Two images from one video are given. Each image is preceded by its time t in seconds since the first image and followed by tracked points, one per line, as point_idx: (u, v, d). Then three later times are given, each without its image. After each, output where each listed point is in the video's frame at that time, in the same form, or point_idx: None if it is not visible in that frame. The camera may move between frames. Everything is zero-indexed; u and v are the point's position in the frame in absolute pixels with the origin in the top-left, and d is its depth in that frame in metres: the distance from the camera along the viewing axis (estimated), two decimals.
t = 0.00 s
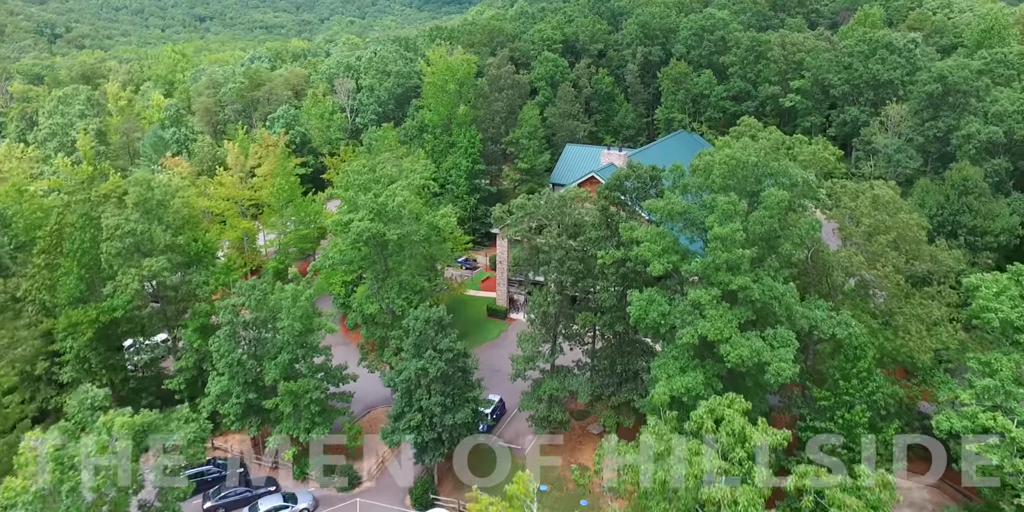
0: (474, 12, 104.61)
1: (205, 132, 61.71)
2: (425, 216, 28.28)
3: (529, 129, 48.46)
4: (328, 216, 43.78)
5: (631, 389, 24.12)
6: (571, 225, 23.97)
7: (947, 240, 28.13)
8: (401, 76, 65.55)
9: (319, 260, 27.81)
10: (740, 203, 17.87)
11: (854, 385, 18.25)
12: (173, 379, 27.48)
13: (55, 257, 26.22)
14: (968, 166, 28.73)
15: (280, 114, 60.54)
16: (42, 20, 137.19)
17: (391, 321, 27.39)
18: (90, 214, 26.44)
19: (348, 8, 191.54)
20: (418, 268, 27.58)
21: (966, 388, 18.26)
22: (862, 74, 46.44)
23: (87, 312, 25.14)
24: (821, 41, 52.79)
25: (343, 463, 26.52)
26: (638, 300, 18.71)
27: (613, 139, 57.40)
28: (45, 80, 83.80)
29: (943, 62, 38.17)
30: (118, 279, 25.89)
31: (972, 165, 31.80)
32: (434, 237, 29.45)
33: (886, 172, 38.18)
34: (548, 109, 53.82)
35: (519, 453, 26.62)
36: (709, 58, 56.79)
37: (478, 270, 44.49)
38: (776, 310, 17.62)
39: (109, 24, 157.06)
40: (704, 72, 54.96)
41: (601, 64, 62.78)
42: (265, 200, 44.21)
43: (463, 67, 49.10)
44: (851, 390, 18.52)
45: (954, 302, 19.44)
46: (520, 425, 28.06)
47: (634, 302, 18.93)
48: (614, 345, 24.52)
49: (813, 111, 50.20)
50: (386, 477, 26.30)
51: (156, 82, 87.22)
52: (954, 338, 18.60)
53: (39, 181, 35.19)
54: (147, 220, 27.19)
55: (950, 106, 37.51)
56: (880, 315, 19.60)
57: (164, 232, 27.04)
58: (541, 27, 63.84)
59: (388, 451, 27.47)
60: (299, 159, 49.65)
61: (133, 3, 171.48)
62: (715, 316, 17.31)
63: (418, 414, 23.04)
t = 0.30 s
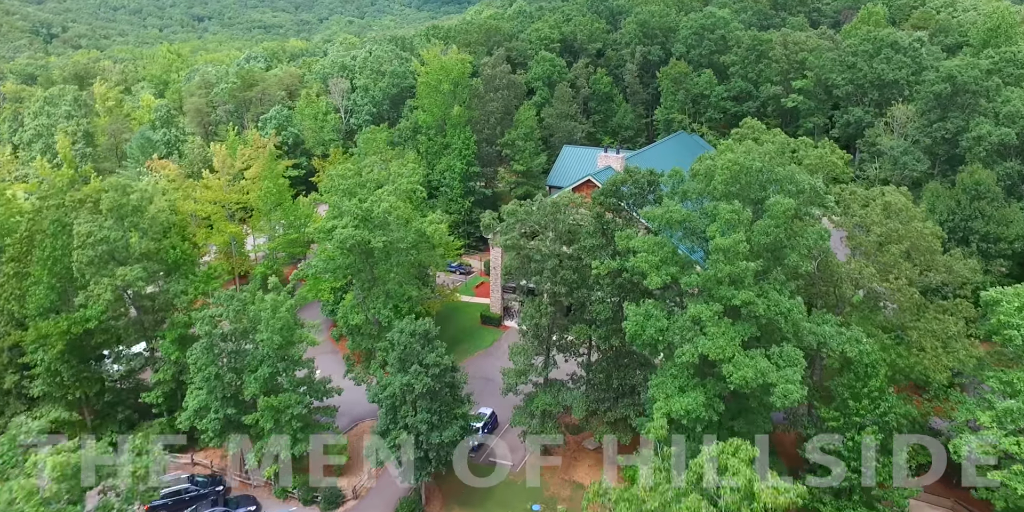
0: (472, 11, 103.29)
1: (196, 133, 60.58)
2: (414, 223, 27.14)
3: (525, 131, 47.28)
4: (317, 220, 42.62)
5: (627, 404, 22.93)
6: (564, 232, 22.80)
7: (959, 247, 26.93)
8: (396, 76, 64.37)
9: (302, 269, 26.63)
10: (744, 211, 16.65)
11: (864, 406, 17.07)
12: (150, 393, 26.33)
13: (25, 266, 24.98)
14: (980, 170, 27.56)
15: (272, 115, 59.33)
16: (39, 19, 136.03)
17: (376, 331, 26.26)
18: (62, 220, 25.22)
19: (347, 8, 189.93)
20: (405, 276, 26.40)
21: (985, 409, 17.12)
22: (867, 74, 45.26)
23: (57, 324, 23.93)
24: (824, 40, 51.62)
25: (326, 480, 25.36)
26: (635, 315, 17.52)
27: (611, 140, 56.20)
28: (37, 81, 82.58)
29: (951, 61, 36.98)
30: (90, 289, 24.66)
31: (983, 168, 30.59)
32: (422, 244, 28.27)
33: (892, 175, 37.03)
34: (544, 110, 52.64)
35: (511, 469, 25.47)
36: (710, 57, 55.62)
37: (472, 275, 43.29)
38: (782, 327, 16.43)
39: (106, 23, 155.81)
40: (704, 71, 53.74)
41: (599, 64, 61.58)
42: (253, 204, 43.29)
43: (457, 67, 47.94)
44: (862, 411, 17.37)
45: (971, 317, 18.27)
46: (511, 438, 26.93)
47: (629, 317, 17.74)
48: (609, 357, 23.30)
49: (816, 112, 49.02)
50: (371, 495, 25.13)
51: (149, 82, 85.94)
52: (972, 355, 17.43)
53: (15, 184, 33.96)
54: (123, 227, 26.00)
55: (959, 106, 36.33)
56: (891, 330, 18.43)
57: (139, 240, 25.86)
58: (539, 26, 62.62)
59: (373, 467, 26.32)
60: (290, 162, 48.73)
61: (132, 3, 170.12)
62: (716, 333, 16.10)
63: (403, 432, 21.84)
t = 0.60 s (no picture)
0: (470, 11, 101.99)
1: (187, 135, 59.39)
2: (400, 230, 26.01)
3: (521, 132, 46.07)
4: (305, 224, 41.18)
5: (623, 422, 21.86)
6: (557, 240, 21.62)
7: (971, 254, 25.75)
8: (391, 76, 63.18)
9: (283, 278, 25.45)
10: (749, 221, 15.47)
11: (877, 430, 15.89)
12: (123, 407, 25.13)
13: None
14: (993, 174, 26.40)
15: (264, 115, 58.07)
16: (35, 19, 134.81)
17: (361, 343, 25.09)
18: (30, 227, 24.06)
19: (346, 8, 188.34)
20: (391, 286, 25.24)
21: (1007, 433, 15.94)
22: (871, 74, 44.10)
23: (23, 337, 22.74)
24: (827, 40, 50.48)
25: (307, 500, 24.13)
26: (631, 332, 16.32)
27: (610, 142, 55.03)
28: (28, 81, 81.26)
29: (959, 60, 35.86)
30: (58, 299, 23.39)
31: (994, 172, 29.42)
32: (409, 252, 27.14)
33: (899, 178, 35.89)
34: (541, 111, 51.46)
35: (502, 488, 24.26)
36: (710, 57, 54.47)
37: (466, 280, 42.10)
38: (789, 347, 15.23)
39: (103, 23, 154.54)
40: (704, 71, 52.54)
41: (598, 64, 60.37)
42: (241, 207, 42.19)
43: (452, 67, 46.75)
44: (872, 435, 16.35)
45: (990, 334, 17.07)
46: (503, 456, 25.72)
47: (624, 334, 16.57)
48: (605, 372, 22.15)
49: (819, 112, 47.86)
50: None
51: (143, 82, 84.66)
52: (992, 375, 16.25)
53: None
54: (95, 234, 24.81)
55: (968, 107, 35.18)
56: (904, 347, 17.25)
57: (112, 247, 24.69)
58: (536, 25, 61.43)
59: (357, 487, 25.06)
60: (280, 163, 47.57)
61: (130, 2, 168.76)
62: (718, 353, 14.90)
63: (386, 453, 20.68)
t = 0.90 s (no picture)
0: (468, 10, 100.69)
1: (177, 136, 58.19)
2: (386, 237, 24.90)
3: (516, 133, 44.89)
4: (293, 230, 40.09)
5: (619, 440, 20.58)
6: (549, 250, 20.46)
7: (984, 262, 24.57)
8: (385, 76, 62.04)
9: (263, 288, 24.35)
10: (753, 232, 14.31)
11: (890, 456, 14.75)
12: (95, 422, 23.77)
13: None
14: (1008, 178, 25.22)
15: (256, 116, 56.82)
16: (31, 19, 133.52)
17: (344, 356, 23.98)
18: None
19: (345, 7, 186.74)
20: (375, 296, 24.19)
21: None
22: (876, 74, 42.92)
23: None
24: (830, 39, 49.33)
25: None
26: (625, 352, 15.19)
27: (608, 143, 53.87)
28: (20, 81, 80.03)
29: (968, 60, 34.71)
30: (23, 312, 22.00)
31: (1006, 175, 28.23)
32: (396, 260, 26.01)
33: (906, 181, 34.76)
34: (538, 112, 50.31)
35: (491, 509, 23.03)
36: (710, 57, 53.35)
37: (460, 285, 40.86)
38: (797, 369, 14.09)
39: (100, 22, 153.16)
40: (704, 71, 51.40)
41: (596, 64, 59.23)
42: (227, 211, 41.07)
43: (445, 66, 45.61)
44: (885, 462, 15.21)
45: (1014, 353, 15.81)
46: (493, 475, 24.50)
47: (619, 354, 15.46)
48: (600, 388, 20.97)
49: (822, 113, 46.71)
50: None
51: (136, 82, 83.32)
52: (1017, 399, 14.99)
53: None
54: (64, 243, 23.59)
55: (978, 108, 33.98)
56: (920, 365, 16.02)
57: (81, 257, 23.45)
58: (533, 24, 60.25)
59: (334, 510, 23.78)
60: (271, 165, 46.43)
61: (128, 2, 167.46)
62: (720, 377, 13.75)
63: (368, 476, 19.57)
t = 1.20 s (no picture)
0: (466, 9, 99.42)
1: (167, 137, 57.00)
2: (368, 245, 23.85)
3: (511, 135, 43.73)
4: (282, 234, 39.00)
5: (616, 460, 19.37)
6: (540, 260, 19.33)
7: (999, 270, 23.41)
8: (380, 76, 60.85)
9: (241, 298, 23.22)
10: (758, 245, 13.19)
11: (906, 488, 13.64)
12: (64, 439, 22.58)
13: None
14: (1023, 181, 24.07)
15: (247, 117, 55.59)
16: (27, 19, 132.20)
17: (326, 369, 22.92)
18: None
19: (345, 7, 185.26)
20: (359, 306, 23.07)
21: None
22: (881, 73, 41.76)
23: None
24: (833, 38, 48.18)
25: None
26: (620, 374, 14.04)
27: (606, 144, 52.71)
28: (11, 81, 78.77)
29: (978, 59, 33.58)
30: None
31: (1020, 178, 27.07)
32: (380, 268, 24.93)
33: (912, 184, 33.66)
34: (534, 112, 49.14)
35: None
36: (710, 56, 52.23)
37: (454, 292, 39.72)
38: (806, 394, 12.95)
39: (97, 22, 151.80)
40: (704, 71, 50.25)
41: (594, 64, 58.05)
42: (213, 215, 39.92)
43: (438, 66, 44.44)
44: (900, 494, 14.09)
45: None
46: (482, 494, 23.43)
47: (612, 376, 14.33)
48: (594, 405, 19.83)
49: (825, 114, 45.59)
50: None
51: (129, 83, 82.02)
52: None
53: None
54: (30, 252, 22.36)
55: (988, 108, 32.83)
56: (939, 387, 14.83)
57: (49, 265, 22.21)
58: (530, 23, 59.07)
59: None
60: (261, 167, 45.19)
61: (126, 2, 166.21)
62: (723, 404, 12.64)
63: (347, 500, 18.46)
